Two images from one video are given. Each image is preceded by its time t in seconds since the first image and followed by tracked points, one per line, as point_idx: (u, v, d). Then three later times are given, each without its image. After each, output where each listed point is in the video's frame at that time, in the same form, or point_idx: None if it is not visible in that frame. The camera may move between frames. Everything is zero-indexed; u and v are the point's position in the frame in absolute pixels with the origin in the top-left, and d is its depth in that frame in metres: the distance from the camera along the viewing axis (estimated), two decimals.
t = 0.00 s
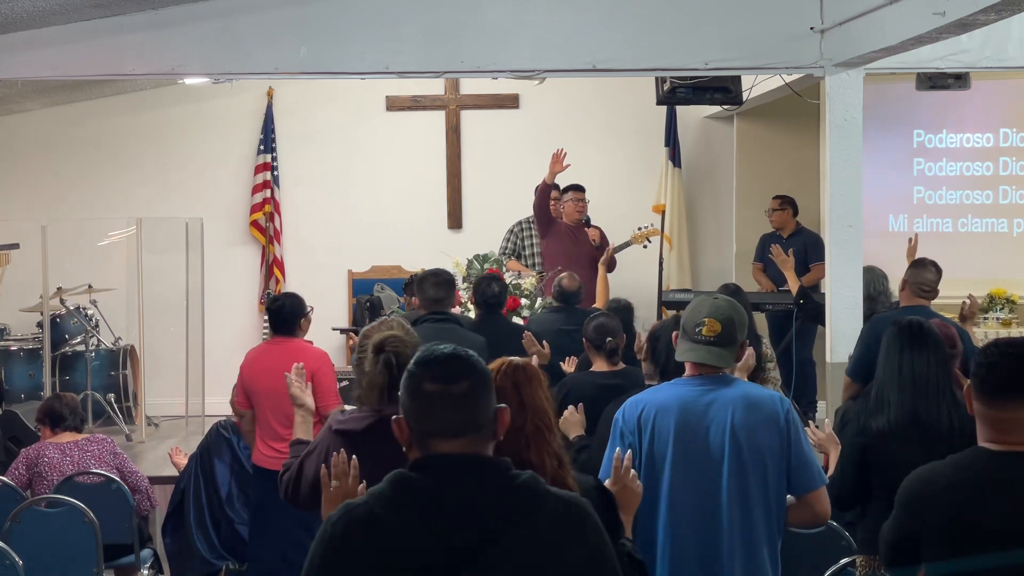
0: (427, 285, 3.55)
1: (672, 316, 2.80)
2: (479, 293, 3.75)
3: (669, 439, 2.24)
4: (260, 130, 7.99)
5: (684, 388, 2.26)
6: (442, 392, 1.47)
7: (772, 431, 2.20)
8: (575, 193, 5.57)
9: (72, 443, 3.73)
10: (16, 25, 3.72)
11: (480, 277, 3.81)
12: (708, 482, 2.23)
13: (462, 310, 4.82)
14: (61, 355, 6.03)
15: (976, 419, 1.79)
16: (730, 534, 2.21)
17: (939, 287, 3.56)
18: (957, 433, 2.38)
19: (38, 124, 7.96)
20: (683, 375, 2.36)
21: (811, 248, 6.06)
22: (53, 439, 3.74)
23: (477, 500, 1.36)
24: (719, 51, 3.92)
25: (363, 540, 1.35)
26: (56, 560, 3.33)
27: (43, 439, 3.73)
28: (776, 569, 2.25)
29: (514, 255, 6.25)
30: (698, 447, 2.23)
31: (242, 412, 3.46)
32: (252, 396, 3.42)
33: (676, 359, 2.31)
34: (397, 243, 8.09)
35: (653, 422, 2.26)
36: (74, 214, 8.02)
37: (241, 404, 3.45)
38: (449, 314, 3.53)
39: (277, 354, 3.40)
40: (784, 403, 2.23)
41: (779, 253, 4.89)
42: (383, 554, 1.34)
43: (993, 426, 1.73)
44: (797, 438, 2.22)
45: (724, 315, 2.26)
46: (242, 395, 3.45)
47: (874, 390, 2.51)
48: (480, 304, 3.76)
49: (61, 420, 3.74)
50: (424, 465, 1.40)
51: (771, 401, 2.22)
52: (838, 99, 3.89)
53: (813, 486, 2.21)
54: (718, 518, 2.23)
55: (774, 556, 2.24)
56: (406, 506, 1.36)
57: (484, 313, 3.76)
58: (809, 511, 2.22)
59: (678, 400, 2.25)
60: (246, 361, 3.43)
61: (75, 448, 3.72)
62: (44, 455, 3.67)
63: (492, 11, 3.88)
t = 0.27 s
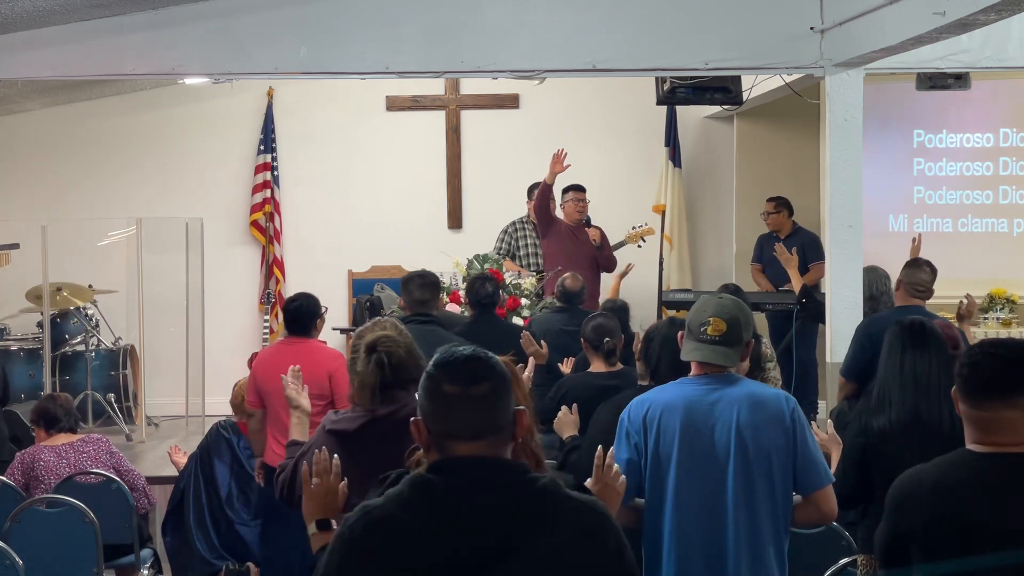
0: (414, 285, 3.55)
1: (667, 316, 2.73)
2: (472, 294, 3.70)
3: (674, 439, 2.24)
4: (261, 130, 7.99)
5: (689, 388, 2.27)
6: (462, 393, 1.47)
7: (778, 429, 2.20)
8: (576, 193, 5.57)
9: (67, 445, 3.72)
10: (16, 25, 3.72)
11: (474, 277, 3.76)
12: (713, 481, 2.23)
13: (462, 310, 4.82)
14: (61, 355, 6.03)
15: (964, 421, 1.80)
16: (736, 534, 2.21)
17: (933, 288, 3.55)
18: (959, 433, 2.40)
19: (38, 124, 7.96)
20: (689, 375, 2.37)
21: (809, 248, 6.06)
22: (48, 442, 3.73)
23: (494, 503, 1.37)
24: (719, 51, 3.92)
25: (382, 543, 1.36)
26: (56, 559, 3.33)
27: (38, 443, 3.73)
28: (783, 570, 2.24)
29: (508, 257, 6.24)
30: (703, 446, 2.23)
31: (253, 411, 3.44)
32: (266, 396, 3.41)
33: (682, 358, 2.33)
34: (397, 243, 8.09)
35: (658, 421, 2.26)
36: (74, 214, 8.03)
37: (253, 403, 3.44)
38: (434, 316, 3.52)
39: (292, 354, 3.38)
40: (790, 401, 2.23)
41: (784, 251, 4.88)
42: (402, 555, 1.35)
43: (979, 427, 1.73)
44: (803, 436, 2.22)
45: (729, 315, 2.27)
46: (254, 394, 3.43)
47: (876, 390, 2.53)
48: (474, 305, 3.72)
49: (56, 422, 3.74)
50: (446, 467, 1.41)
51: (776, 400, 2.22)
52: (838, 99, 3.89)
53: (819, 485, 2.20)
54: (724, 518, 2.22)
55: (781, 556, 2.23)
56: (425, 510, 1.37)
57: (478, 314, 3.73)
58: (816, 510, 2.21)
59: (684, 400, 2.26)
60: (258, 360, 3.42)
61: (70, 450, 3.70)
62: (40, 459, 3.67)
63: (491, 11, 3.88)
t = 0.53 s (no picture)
0: (404, 285, 3.57)
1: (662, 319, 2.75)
2: (470, 294, 3.73)
3: (678, 439, 2.24)
4: (260, 130, 7.99)
5: (694, 387, 2.27)
6: (482, 395, 1.47)
7: (783, 429, 2.21)
8: (576, 193, 5.57)
9: (63, 447, 3.72)
10: (17, 25, 3.72)
11: (469, 277, 3.78)
12: (718, 481, 2.23)
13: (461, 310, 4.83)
14: (61, 355, 6.03)
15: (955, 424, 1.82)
16: (741, 534, 2.21)
17: (927, 289, 3.55)
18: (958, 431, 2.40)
19: (38, 124, 7.96)
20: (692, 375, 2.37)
21: (810, 246, 6.06)
22: (43, 445, 3.73)
23: (512, 504, 1.37)
24: (719, 51, 3.92)
25: (401, 541, 1.35)
26: (56, 559, 3.33)
27: (32, 445, 3.71)
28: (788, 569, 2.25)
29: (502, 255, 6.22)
30: (708, 446, 2.23)
31: (262, 414, 3.41)
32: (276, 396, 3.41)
33: (687, 358, 2.33)
34: (397, 243, 8.09)
35: (662, 421, 2.26)
36: (74, 214, 8.02)
37: (262, 406, 3.42)
38: (423, 315, 3.53)
39: (308, 354, 3.41)
40: (794, 400, 2.24)
41: (784, 251, 4.88)
42: (422, 555, 1.34)
43: (971, 428, 1.75)
44: (808, 435, 2.22)
45: (733, 315, 2.27)
46: (264, 396, 3.42)
47: (876, 390, 2.53)
48: (471, 304, 3.74)
49: (51, 423, 3.72)
50: (465, 467, 1.41)
51: (781, 399, 2.22)
52: (838, 99, 3.89)
53: (825, 484, 2.22)
54: (730, 518, 2.23)
55: (786, 555, 2.24)
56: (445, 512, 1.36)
57: (475, 313, 3.75)
58: (822, 509, 2.23)
59: (688, 400, 2.25)
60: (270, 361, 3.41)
61: (67, 451, 3.72)
62: (37, 462, 3.67)
63: (491, 11, 3.88)
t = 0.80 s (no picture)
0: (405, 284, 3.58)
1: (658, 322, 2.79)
2: (470, 294, 3.74)
3: (683, 438, 2.24)
4: (260, 130, 7.99)
5: (699, 387, 2.27)
6: (492, 395, 1.47)
7: (788, 428, 2.21)
8: (577, 193, 5.57)
9: (62, 447, 3.71)
10: (16, 25, 3.72)
11: (468, 277, 3.77)
12: (723, 480, 2.23)
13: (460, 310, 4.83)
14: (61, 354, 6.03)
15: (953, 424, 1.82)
16: (746, 533, 2.21)
17: (923, 289, 3.51)
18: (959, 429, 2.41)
19: (38, 124, 7.96)
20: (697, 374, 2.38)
21: (810, 246, 6.07)
22: (43, 445, 3.71)
23: (520, 503, 1.37)
24: (719, 51, 3.92)
25: (410, 540, 1.35)
26: (56, 558, 3.33)
27: (32, 446, 3.70)
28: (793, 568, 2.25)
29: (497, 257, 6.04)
30: (713, 446, 2.23)
31: (270, 416, 3.40)
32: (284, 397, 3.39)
33: (691, 358, 2.33)
34: (397, 243, 8.09)
35: (667, 421, 2.26)
36: (74, 214, 8.02)
37: (270, 408, 3.40)
38: (421, 314, 3.54)
39: (318, 354, 3.41)
40: (800, 399, 2.23)
41: (784, 251, 4.88)
42: (429, 554, 1.34)
43: (969, 427, 1.75)
44: (813, 434, 2.22)
45: (738, 315, 2.28)
46: (274, 399, 3.40)
47: (876, 389, 2.54)
48: (471, 305, 3.76)
49: (49, 423, 3.70)
50: (473, 467, 1.41)
51: (786, 398, 2.22)
52: (838, 99, 3.89)
53: (830, 482, 2.21)
54: (735, 518, 2.23)
55: (792, 554, 2.24)
56: (453, 510, 1.36)
57: (475, 314, 3.76)
58: (828, 507, 2.22)
59: (694, 399, 2.25)
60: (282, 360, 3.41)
61: (67, 452, 3.71)
62: (36, 463, 3.66)
63: (491, 11, 3.88)
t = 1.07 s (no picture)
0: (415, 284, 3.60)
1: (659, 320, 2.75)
2: (470, 294, 3.76)
3: (688, 438, 2.24)
4: (261, 130, 7.99)
5: (704, 386, 2.27)
6: (486, 395, 1.48)
7: (793, 428, 2.20)
8: (577, 193, 5.57)
9: (67, 446, 3.72)
10: (16, 25, 3.72)
11: (471, 278, 3.80)
12: (728, 479, 2.23)
13: (460, 310, 4.83)
14: (61, 355, 6.03)
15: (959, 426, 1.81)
16: (751, 533, 2.22)
17: (921, 289, 3.48)
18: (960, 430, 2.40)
19: (39, 124, 7.96)
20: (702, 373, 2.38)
21: (810, 247, 6.07)
22: (47, 442, 3.73)
23: (516, 502, 1.38)
24: (719, 51, 3.92)
25: (408, 540, 1.35)
26: (55, 558, 3.32)
27: (36, 443, 3.72)
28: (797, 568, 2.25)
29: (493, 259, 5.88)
30: (718, 446, 2.23)
31: (274, 415, 3.40)
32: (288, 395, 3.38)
33: (696, 357, 2.34)
34: (397, 243, 8.09)
35: (673, 421, 2.26)
36: (74, 214, 8.02)
37: (274, 406, 3.40)
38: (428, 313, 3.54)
39: (327, 353, 3.41)
40: (805, 399, 2.23)
41: (783, 250, 4.87)
42: (424, 552, 1.34)
43: (975, 428, 1.75)
44: (819, 435, 2.22)
45: (744, 313, 2.29)
46: (279, 398, 3.39)
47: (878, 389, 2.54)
48: (472, 304, 3.76)
49: (53, 421, 3.73)
50: (465, 466, 1.41)
51: (791, 398, 2.22)
52: (838, 99, 3.89)
53: (835, 483, 2.21)
54: (739, 517, 2.23)
55: (796, 553, 2.24)
56: (449, 508, 1.37)
57: (476, 314, 3.76)
58: (833, 508, 2.21)
59: (698, 399, 2.26)
60: (291, 358, 3.41)
61: (70, 451, 3.71)
62: (39, 461, 3.66)
63: (491, 11, 3.88)
